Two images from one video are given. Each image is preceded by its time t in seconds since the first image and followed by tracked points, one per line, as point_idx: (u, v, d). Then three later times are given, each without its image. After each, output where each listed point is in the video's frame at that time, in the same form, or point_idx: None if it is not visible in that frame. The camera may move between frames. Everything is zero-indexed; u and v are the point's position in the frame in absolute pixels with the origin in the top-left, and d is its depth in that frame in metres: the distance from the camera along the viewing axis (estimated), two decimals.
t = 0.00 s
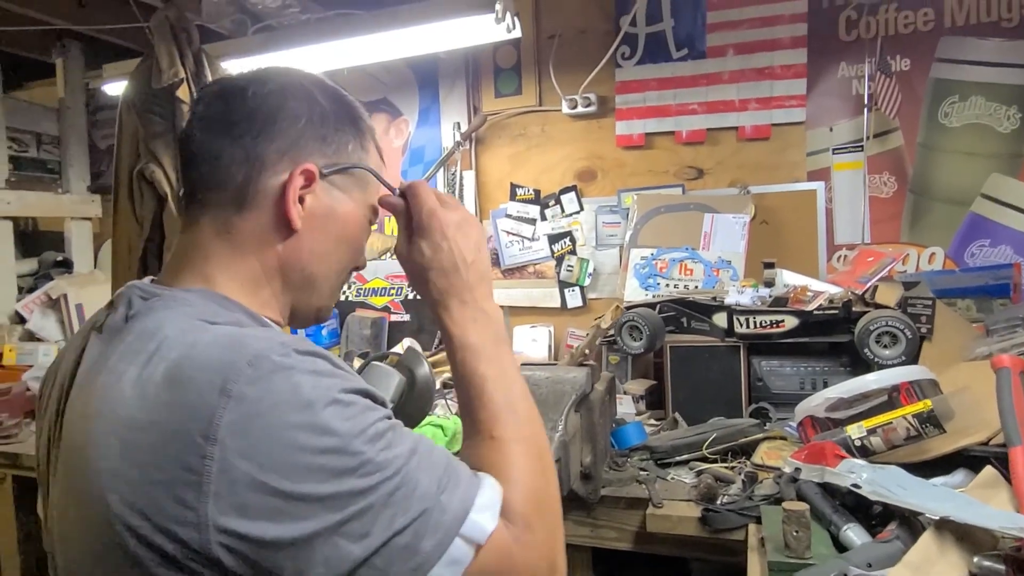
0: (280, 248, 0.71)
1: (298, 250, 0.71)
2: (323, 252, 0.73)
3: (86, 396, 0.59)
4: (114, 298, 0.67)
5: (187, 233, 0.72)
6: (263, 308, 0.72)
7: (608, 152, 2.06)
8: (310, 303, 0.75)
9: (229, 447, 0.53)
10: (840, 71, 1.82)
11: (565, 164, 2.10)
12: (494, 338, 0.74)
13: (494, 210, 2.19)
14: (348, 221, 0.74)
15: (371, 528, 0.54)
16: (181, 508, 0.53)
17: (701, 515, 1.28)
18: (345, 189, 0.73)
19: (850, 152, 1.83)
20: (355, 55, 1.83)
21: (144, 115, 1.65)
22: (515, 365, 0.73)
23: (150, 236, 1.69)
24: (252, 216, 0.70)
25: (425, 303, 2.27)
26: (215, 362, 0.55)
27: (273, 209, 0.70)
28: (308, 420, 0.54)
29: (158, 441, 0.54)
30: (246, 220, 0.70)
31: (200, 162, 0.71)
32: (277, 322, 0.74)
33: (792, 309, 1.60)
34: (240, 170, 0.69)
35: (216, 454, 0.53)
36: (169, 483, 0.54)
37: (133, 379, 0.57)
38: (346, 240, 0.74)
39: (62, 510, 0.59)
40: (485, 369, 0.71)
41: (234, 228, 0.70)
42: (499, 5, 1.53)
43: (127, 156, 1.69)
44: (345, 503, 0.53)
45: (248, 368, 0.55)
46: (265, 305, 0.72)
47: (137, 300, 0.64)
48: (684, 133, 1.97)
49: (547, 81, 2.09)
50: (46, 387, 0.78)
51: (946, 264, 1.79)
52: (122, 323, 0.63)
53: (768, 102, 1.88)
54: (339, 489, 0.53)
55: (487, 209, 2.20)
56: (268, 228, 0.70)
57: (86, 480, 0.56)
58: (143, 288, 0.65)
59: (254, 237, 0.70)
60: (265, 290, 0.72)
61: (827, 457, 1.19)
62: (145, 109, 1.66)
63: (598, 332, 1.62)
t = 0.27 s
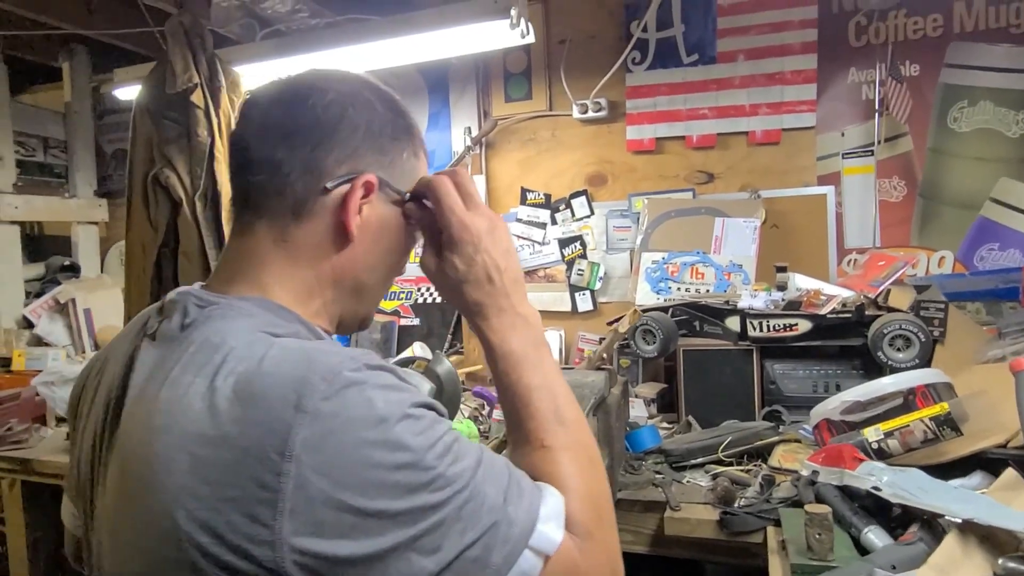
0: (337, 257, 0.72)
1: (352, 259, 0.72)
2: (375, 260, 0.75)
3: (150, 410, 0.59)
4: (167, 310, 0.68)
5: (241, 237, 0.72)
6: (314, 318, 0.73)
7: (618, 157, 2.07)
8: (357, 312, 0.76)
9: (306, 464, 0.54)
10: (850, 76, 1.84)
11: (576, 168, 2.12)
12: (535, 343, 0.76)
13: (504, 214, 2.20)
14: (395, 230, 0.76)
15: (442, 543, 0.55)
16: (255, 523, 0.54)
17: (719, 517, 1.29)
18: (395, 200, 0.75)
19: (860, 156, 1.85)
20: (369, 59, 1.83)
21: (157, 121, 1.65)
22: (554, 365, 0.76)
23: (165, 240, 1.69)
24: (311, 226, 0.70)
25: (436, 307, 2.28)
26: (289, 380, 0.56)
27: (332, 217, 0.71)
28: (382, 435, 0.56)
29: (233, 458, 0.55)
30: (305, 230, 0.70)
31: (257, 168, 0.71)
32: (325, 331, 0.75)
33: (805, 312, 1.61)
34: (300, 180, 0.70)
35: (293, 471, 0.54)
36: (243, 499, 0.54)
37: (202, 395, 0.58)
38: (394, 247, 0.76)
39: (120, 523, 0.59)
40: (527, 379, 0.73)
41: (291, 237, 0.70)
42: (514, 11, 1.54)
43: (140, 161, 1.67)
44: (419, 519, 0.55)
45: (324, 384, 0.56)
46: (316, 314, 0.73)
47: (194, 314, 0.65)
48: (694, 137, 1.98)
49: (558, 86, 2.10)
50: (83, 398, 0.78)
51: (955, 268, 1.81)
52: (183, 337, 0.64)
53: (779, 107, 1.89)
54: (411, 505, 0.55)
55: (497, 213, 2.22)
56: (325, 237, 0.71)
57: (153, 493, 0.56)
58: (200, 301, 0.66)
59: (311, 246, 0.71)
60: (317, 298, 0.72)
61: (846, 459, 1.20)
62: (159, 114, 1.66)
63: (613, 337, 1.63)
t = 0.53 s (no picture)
0: (403, 246, 0.78)
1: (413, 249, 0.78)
2: (429, 249, 0.81)
3: (239, 378, 0.62)
4: (243, 287, 0.71)
5: (309, 227, 0.76)
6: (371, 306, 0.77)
7: (615, 156, 2.09)
8: (405, 297, 0.82)
9: (398, 443, 0.58)
10: (844, 76, 1.87)
11: (573, 167, 2.13)
12: (584, 384, 0.84)
13: (502, 213, 2.21)
14: (448, 223, 0.83)
15: (505, 536, 0.60)
16: (338, 495, 0.57)
17: (721, 510, 1.31)
18: (449, 198, 0.82)
19: (854, 156, 1.88)
20: (365, 59, 1.83)
21: (157, 118, 1.64)
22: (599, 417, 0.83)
23: (163, 240, 1.67)
24: (383, 216, 0.76)
25: (433, 306, 2.29)
26: (389, 364, 0.61)
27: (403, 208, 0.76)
28: (468, 428, 0.61)
29: (326, 430, 0.58)
30: (378, 219, 0.76)
31: (327, 156, 0.75)
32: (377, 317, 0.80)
33: (802, 308, 1.64)
34: (374, 169, 0.76)
35: (385, 447, 0.58)
36: (330, 469, 0.57)
37: (298, 367, 0.61)
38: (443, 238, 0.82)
39: (193, 481, 0.62)
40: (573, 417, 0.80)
41: (362, 227, 0.75)
42: (516, 9, 1.55)
43: (140, 159, 1.67)
44: (489, 510, 0.60)
45: (419, 372, 0.61)
46: (376, 300, 0.78)
47: (277, 294, 0.68)
48: (691, 137, 2.00)
49: (555, 85, 2.12)
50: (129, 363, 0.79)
51: (947, 265, 1.84)
52: (267, 313, 0.67)
53: (774, 107, 1.92)
54: (485, 495, 0.60)
55: (494, 212, 2.23)
56: (394, 227, 0.76)
57: (238, 456, 0.59)
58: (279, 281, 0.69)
59: (381, 235, 0.76)
60: (380, 285, 0.78)
61: (847, 452, 1.23)
62: (158, 111, 1.64)
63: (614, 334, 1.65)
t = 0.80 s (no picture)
0: (389, 237, 0.91)
1: (399, 241, 0.92)
2: (412, 236, 0.94)
3: (268, 362, 0.79)
4: (263, 291, 0.87)
5: (303, 235, 0.90)
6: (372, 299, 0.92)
7: (606, 155, 2.11)
8: (401, 280, 0.96)
9: (391, 415, 0.73)
10: (831, 76, 1.90)
11: (564, 166, 2.15)
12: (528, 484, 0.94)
13: (493, 212, 2.22)
14: (425, 210, 0.96)
15: (480, 508, 0.73)
16: (342, 455, 0.73)
17: (716, 504, 1.33)
18: (422, 185, 0.95)
19: (841, 155, 1.91)
20: (355, 60, 1.83)
21: (147, 118, 1.64)
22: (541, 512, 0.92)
23: (155, 240, 1.66)
24: (366, 216, 0.89)
25: (425, 306, 2.29)
26: (385, 351, 0.76)
27: (379, 206, 0.90)
28: (449, 410, 0.75)
29: (334, 402, 0.74)
30: (360, 219, 0.89)
31: (309, 176, 0.89)
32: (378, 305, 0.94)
33: (792, 305, 1.67)
34: (350, 178, 0.89)
35: (379, 417, 0.73)
36: (337, 434, 0.73)
37: (314, 352, 0.78)
38: (423, 223, 0.96)
39: (236, 442, 0.79)
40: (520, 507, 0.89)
41: (350, 227, 0.89)
42: (508, 10, 1.56)
43: (129, 159, 1.66)
44: (467, 482, 0.74)
45: (410, 359, 0.76)
46: (374, 289, 0.92)
47: (291, 296, 0.84)
48: (681, 136, 2.03)
49: (546, 85, 2.14)
50: (171, 354, 0.95)
51: (932, 261, 1.88)
52: (284, 311, 0.83)
53: (763, 107, 1.95)
54: (463, 468, 0.74)
55: (486, 211, 2.24)
56: (379, 224, 0.90)
57: (271, 422, 0.77)
58: (301, 288, 0.85)
59: (368, 233, 0.90)
60: (376, 274, 0.91)
61: (839, 445, 1.26)
62: (148, 112, 1.64)
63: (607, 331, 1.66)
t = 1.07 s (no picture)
0: (348, 227, 0.96)
1: (361, 234, 0.97)
2: (373, 228, 0.99)
3: (237, 341, 0.87)
4: (234, 281, 0.94)
5: (272, 236, 0.97)
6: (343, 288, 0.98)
7: (595, 151, 2.09)
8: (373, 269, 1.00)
9: (342, 382, 0.80)
10: (820, 70, 1.88)
11: (552, 162, 2.13)
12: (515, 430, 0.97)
13: (481, 209, 2.20)
14: (384, 200, 1.00)
15: (425, 465, 0.78)
16: (298, 418, 0.80)
17: (707, 504, 1.31)
18: (374, 177, 0.98)
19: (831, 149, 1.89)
20: (339, 55, 1.81)
21: (124, 114, 1.63)
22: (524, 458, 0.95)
23: (134, 239, 1.64)
24: (321, 210, 0.95)
25: (412, 304, 2.27)
26: (338, 325, 0.83)
27: (331, 205, 0.95)
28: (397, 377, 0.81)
29: (291, 372, 0.82)
30: (317, 217, 0.94)
31: (268, 179, 0.95)
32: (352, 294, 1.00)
33: (783, 301, 1.65)
34: (302, 176, 0.94)
35: (331, 383, 0.80)
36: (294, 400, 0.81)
37: (278, 330, 0.85)
38: (385, 214, 1.00)
39: (210, 413, 0.87)
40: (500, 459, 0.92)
41: (309, 221, 0.95)
42: (493, 3, 1.54)
43: (108, 156, 1.65)
44: (413, 441, 0.79)
45: (361, 332, 0.83)
46: (343, 279, 0.98)
47: (260, 284, 0.92)
48: (670, 131, 2.01)
49: (533, 80, 2.12)
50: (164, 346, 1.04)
51: (922, 256, 1.86)
52: (252, 297, 0.91)
53: (752, 101, 1.93)
54: (408, 429, 0.79)
55: (473, 208, 2.22)
56: (334, 217, 0.95)
57: (238, 392, 0.84)
58: (272, 276, 0.93)
59: (327, 226, 0.95)
60: (344, 266, 0.97)
61: (830, 443, 1.24)
62: (125, 110, 1.63)
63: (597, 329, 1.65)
